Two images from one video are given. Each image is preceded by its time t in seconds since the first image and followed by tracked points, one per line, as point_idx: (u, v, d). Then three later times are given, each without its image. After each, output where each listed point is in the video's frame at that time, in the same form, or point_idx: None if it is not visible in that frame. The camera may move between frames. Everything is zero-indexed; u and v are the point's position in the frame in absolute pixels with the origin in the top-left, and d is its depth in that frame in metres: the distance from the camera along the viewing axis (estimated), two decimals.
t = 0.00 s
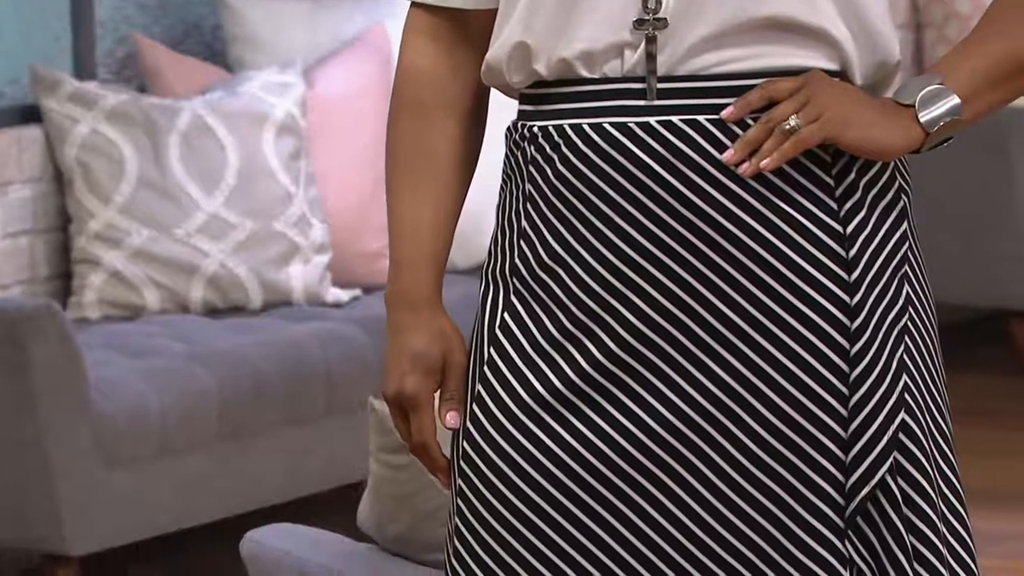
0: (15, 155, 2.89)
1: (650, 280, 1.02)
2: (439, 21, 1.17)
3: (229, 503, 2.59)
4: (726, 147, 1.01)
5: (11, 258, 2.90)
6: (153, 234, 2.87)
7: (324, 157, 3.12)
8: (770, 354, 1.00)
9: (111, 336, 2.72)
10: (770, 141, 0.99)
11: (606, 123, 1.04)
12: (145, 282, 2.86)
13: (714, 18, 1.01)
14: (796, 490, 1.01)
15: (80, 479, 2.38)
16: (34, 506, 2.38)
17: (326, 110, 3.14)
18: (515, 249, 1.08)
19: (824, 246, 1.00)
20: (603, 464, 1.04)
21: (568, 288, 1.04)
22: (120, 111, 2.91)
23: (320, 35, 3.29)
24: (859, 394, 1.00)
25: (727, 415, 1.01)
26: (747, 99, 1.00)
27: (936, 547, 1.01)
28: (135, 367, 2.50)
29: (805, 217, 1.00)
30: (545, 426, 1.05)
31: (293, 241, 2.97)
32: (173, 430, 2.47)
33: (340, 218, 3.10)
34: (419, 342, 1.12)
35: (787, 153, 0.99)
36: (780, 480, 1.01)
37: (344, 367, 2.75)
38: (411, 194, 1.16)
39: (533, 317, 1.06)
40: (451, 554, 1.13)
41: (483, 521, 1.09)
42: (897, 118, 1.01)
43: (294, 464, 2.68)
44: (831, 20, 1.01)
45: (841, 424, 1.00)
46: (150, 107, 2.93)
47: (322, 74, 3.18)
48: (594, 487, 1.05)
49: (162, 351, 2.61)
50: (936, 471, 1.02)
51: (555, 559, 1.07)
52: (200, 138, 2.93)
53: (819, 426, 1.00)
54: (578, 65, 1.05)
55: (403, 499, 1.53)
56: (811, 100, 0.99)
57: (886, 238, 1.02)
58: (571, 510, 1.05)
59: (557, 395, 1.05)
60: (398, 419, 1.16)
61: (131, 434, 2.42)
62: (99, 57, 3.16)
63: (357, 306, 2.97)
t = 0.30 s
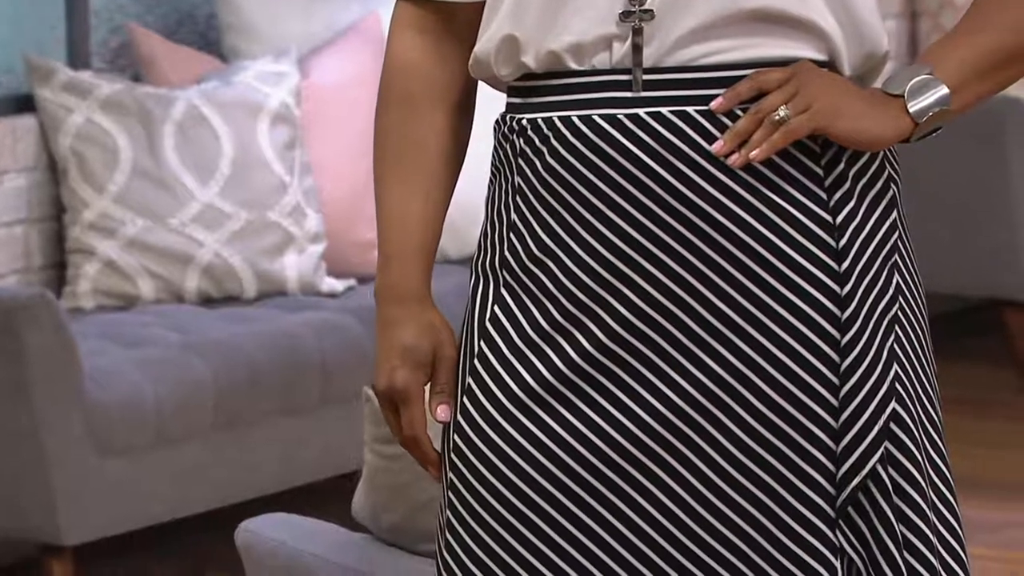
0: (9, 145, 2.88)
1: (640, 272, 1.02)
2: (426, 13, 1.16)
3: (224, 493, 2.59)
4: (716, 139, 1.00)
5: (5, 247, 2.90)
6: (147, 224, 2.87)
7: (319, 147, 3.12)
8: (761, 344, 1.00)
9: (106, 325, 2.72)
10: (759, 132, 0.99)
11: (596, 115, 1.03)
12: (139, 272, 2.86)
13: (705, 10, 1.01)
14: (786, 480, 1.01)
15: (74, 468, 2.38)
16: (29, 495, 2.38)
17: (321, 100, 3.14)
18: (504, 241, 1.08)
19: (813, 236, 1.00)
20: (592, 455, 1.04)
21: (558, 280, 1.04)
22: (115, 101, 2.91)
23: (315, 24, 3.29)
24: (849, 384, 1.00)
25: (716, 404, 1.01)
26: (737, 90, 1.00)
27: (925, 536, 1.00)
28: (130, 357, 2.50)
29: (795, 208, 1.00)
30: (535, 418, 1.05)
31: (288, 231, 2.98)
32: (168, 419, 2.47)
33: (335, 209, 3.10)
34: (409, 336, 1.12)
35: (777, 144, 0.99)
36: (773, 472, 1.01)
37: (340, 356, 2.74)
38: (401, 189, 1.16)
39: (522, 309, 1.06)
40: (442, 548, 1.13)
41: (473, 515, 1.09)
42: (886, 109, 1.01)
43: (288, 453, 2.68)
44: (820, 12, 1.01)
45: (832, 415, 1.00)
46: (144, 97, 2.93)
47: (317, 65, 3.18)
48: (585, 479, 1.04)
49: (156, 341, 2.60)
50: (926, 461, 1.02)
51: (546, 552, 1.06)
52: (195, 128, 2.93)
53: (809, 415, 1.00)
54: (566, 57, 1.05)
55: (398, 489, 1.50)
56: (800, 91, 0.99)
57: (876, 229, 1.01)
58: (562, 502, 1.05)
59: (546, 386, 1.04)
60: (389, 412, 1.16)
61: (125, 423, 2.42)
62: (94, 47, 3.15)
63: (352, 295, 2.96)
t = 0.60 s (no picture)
0: (4, 134, 2.88)
1: (632, 263, 1.02)
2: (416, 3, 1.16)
3: (220, 482, 2.59)
4: (706, 130, 1.00)
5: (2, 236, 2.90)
6: (143, 214, 2.87)
7: (317, 138, 3.15)
8: (751, 336, 1.00)
9: (101, 315, 2.72)
10: (750, 123, 0.99)
11: (586, 107, 1.03)
12: (135, 262, 2.86)
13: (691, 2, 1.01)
14: (777, 470, 1.01)
15: (70, 456, 2.38)
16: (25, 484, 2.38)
17: (316, 90, 3.17)
18: (495, 232, 1.08)
19: (804, 227, 0.99)
20: (586, 447, 1.04)
21: (551, 272, 1.04)
22: (110, 90, 2.91)
23: (311, 14, 3.30)
24: (842, 372, 1.00)
25: (705, 393, 1.01)
26: (727, 82, 1.00)
27: (918, 526, 1.00)
28: (127, 347, 2.50)
29: (786, 200, 1.00)
30: (529, 411, 1.05)
31: (284, 221, 2.99)
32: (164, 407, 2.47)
33: (331, 198, 3.13)
34: (400, 328, 1.12)
35: (768, 135, 0.98)
36: (765, 462, 1.01)
37: (335, 345, 2.75)
38: (390, 180, 1.16)
39: (515, 302, 1.06)
40: (434, 539, 1.13)
41: (467, 507, 1.09)
42: (876, 99, 1.01)
43: (285, 442, 2.69)
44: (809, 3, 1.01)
45: (823, 405, 1.00)
46: (140, 86, 2.93)
47: (313, 55, 3.21)
48: (578, 471, 1.04)
49: (151, 331, 2.61)
50: (918, 451, 1.02)
51: (540, 544, 1.06)
52: (191, 119, 2.94)
53: (801, 406, 1.00)
54: (557, 49, 1.05)
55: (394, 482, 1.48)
56: (790, 82, 0.99)
57: (866, 219, 1.01)
58: (555, 494, 1.05)
59: (539, 379, 1.04)
60: (380, 404, 1.15)
61: (122, 412, 2.42)
62: (89, 37, 3.15)
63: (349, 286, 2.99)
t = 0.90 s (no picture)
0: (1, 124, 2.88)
1: (622, 253, 1.02)
2: None
3: (217, 471, 2.59)
4: (696, 120, 1.00)
5: None
6: (139, 203, 2.88)
7: (313, 126, 3.16)
8: (742, 326, 1.00)
9: (98, 304, 2.72)
10: (740, 114, 0.99)
11: (576, 97, 1.03)
12: (132, 251, 2.86)
13: None
14: (767, 459, 1.01)
15: (67, 445, 2.38)
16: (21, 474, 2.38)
17: (312, 78, 3.18)
18: (486, 223, 1.08)
19: (795, 218, 0.99)
20: (578, 437, 1.04)
21: (542, 263, 1.04)
22: (107, 79, 2.90)
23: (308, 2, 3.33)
24: (832, 362, 0.99)
25: (692, 382, 1.01)
26: (717, 72, 1.00)
27: (909, 516, 1.00)
28: (123, 337, 2.50)
29: (777, 191, 1.00)
30: (519, 401, 1.05)
31: (281, 210, 3.00)
32: (160, 395, 2.47)
33: (328, 189, 3.14)
34: (391, 319, 1.12)
35: (759, 125, 0.99)
36: (756, 452, 1.01)
37: (332, 333, 2.75)
38: (381, 171, 1.15)
39: (506, 293, 1.06)
40: (426, 531, 1.13)
41: (459, 498, 1.09)
42: (865, 89, 1.01)
43: (282, 431, 2.69)
44: None
45: (814, 395, 1.00)
46: (137, 75, 2.92)
47: (310, 45, 3.21)
48: (569, 462, 1.04)
49: (147, 320, 2.61)
50: (909, 442, 1.02)
51: (530, 535, 1.06)
52: (187, 109, 2.94)
53: (791, 396, 1.00)
54: (548, 39, 1.04)
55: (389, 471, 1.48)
56: (780, 72, 0.99)
57: (857, 210, 1.01)
58: (546, 484, 1.05)
59: (529, 368, 1.04)
60: (372, 395, 1.16)
61: (119, 401, 2.42)
62: (85, 26, 3.14)
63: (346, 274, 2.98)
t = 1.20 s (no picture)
0: None
1: (613, 243, 1.01)
2: None
3: (215, 460, 2.60)
4: (688, 110, 1.00)
5: None
6: (137, 192, 2.88)
7: (310, 115, 3.17)
8: (732, 316, 1.00)
9: (96, 294, 2.72)
10: (731, 103, 0.99)
11: (568, 86, 1.03)
12: (129, 241, 2.87)
13: None
14: (758, 448, 1.01)
15: (65, 435, 2.38)
16: (20, 463, 2.38)
17: (309, 67, 3.18)
18: (478, 212, 1.08)
19: (787, 208, 0.99)
20: (569, 426, 1.04)
21: (534, 253, 1.04)
22: (104, 69, 2.91)
23: None
24: (823, 352, 1.00)
25: (684, 372, 1.01)
26: (709, 62, 1.00)
27: (897, 505, 1.01)
28: (120, 326, 2.51)
29: (768, 180, 1.00)
30: (511, 391, 1.05)
31: (279, 200, 3.01)
32: (158, 384, 2.47)
33: (325, 177, 3.15)
34: (383, 311, 1.12)
35: (750, 114, 0.99)
36: (747, 442, 1.01)
37: (330, 323, 2.76)
38: (373, 162, 1.15)
39: (499, 282, 1.06)
40: (418, 520, 1.13)
41: (451, 488, 1.09)
42: (856, 79, 1.01)
43: (280, 421, 2.69)
44: None
45: (805, 384, 1.00)
46: (134, 65, 2.93)
47: (308, 34, 3.22)
48: (561, 452, 1.04)
49: (145, 310, 2.61)
50: (899, 432, 1.02)
51: (522, 524, 1.06)
52: (184, 98, 2.95)
53: (782, 384, 1.00)
54: (539, 28, 1.04)
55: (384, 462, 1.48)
56: (772, 62, 0.99)
57: (848, 199, 1.01)
58: (538, 474, 1.05)
59: (521, 358, 1.04)
60: (365, 385, 1.16)
61: (116, 391, 2.43)
62: (82, 16, 3.11)
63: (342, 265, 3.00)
